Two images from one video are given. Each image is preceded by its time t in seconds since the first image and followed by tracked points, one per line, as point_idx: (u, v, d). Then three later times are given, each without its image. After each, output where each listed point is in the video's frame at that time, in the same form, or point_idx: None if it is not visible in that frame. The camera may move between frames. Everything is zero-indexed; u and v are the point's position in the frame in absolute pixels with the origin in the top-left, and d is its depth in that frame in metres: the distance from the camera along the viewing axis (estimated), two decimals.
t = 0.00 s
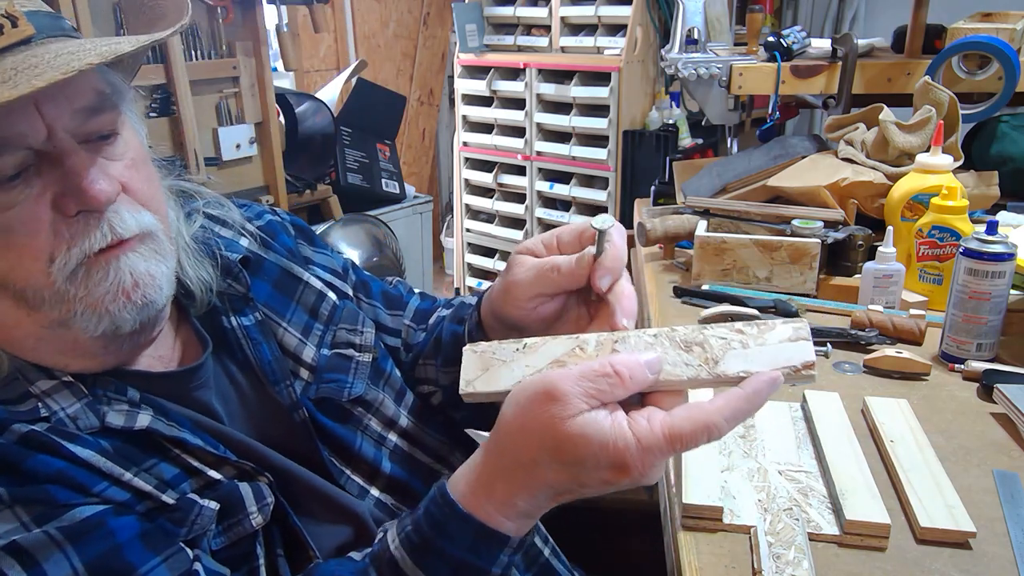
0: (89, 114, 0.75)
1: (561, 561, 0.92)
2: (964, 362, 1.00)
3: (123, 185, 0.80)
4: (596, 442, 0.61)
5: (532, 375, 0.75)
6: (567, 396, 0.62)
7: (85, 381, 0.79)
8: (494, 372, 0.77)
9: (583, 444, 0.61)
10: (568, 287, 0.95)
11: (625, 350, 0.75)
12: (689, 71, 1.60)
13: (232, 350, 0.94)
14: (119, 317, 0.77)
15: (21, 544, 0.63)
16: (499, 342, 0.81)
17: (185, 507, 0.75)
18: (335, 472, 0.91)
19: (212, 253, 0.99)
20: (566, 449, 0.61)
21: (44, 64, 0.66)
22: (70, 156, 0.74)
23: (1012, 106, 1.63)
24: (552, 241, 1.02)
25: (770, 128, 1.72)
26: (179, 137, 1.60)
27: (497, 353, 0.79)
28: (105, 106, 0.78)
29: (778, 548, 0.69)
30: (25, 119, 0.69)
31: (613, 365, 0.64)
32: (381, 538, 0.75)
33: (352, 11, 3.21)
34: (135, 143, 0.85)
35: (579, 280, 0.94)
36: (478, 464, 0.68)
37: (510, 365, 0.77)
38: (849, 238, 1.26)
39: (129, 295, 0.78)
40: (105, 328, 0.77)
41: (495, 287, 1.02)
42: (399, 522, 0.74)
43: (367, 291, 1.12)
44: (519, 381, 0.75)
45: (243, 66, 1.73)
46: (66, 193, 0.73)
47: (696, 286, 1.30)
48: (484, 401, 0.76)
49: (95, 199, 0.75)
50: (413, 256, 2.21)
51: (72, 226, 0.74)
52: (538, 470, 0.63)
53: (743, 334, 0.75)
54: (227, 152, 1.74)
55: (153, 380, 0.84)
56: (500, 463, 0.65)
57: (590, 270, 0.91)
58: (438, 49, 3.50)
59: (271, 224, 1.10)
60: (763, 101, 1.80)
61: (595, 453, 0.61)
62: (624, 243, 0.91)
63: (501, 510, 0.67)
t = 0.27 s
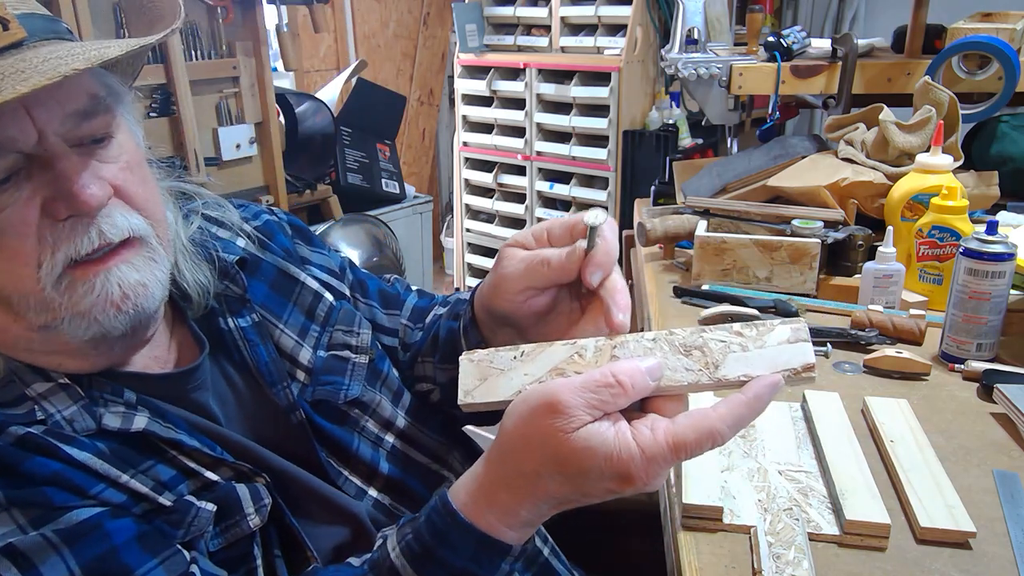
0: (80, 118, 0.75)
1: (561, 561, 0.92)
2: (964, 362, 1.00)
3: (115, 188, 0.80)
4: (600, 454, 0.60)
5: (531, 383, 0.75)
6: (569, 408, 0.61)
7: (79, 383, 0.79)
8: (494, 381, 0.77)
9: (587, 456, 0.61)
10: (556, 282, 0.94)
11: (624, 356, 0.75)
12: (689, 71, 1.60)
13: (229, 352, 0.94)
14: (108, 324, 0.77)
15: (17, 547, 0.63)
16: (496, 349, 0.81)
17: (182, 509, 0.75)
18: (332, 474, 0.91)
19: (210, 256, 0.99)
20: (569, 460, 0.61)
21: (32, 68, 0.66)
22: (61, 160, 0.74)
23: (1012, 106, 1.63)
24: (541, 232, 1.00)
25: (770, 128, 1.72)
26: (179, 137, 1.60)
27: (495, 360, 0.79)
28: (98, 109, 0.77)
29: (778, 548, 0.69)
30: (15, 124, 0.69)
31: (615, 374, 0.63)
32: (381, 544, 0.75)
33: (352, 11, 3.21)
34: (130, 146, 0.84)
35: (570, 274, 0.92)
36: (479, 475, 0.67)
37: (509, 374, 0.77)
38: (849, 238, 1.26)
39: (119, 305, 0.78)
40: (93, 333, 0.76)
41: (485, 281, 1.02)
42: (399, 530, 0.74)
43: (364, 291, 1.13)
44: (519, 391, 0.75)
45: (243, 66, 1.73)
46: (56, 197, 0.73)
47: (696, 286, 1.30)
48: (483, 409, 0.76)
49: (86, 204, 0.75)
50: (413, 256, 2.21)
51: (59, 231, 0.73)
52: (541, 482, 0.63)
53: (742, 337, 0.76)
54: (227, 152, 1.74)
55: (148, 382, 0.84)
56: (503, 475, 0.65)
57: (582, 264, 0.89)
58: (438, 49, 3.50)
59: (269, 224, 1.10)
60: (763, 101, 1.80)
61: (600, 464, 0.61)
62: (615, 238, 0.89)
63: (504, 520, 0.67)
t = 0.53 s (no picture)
0: (78, 119, 0.75)
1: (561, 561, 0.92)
2: (964, 362, 1.00)
3: (113, 189, 0.80)
4: (601, 456, 0.60)
5: (533, 386, 0.76)
6: (571, 409, 0.61)
7: (81, 383, 0.79)
8: (497, 382, 0.78)
9: (588, 459, 0.61)
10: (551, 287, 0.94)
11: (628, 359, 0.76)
12: (689, 71, 1.60)
13: (230, 353, 0.94)
14: (107, 326, 0.77)
15: (18, 547, 0.63)
16: (500, 351, 0.81)
17: (183, 509, 0.75)
18: (332, 474, 0.91)
19: (211, 257, 0.99)
20: (570, 463, 0.61)
21: (27, 68, 0.66)
22: (58, 160, 0.74)
23: (1012, 106, 1.63)
24: (542, 236, 1.00)
25: (770, 128, 1.72)
26: (179, 137, 1.60)
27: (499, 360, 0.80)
28: (96, 109, 0.78)
29: (778, 548, 0.69)
30: (12, 124, 0.69)
31: (617, 376, 0.64)
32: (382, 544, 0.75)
33: (352, 11, 3.21)
34: (130, 147, 0.84)
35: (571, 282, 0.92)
36: (482, 476, 0.67)
37: (512, 375, 0.78)
38: (849, 238, 1.26)
39: (118, 306, 0.77)
40: (92, 334, 0.76)
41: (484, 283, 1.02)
42: (399, 530, 0.74)
43: (364, 292, 1.13)
44: (521, 392, 0.75)
45: (243, 66, 1.73)
46: (54, 197, 0.73)
47: (696, 286, 1.30)
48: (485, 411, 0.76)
49: (83, 205, 0.75)
50: (413, 256, 2.21)
51: (58, 232, 0.73)
52: (543, 483, 0.63)
53: (746, 341, 0.75)
54: (227, 152, 1.74)
55: (149, 383, 0.84)
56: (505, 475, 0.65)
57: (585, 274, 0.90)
58: (438, 49, 3.50)
59: (269, 224, 1.10)
60: (763, 101, 1.80)
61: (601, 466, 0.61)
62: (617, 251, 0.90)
63: (505, 519, 0.67)
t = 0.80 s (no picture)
0: (80, 120, 0.75)
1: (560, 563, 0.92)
2: (964, 362, 1.00)
3: (116, 189, 0.80)
4: (587, 476, 0.60)
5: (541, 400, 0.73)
6: (562, 424, 0.61)
7: (81, 386, 0.79)
8: (506, 395, 0.75)
9: (573, 479, 0.60)
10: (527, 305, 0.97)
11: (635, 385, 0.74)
12: (689, 71, 1.60)
13: (234, 352, 0.94)
14: (112, 321, 0.77)
15: (13, 555, 0.63)
16: (513, 366, 0.81)
17: (180, 517, 0.75)
18: (334, 475, 0.91)
19: (214, 258, 0.99)
20: (557, 479, 0.61)
21: (31, 72, 0.66)
22: (62, 163, 0.73)
23: (1012, 106, 1.63)
24: (523, 255, 0.98)
25: (770, 128, 1.72)
26: (179, 138, 1.60)
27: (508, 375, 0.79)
28: (97, 110, 0.77)
29: (778, 548, 0.69)
30: (14, 127, 0.69)
31: (616, 397, 0.62)
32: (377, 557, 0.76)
33: (352, 11, 3.21)
34: (130, 147, 0.84)
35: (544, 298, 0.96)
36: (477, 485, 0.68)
37: (521, 390, 0.76)
38: (849, 238, 1.26)
39: (122, 300, 0.78)
40: (97, 331, 0.76)
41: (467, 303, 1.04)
42: (396, 543, 0.75)
43: (370, 292, 1.12)
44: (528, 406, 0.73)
45: (243, 66, 1.73)
46: (57, 199, 0.73)
47: (696, 286, 1.30)
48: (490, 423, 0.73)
49: (87, 206, 0.75)
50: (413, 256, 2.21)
51: (62, 233, 0.74)
52: (531, 499, 0.63)
53: (760, 378, 0.73)
54: (227, 152, 1.74)
55: (150, 385, 0.84)
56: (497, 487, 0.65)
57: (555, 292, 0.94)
58: (438, 49, 3.50)
59: (273, 224, 1.09)
60: (763, 101, 1.80)
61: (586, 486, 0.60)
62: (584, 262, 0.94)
63: (496, 532, 0.66)
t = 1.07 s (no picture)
0: (86, 126, 0.74)
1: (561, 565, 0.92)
2: (964, 362, 1.00)
3: (118, 200, 0.80)
4: (611, 503, 0.61)
5: (567, 416, 0.75)
6: (589, 452, 0.62)
7: (83, 385, 0.78)
8: (534, 408, 0.78)
9: (598, 504, 0.61)
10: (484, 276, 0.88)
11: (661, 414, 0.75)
12: (689, 71, 1.60)
13: (229, 354, 0.93)
14: (115, 339, 0.76)
15: (17, 551, 0.63)
16: (545, 380, 0.82)
17: (182, 514, 0.76)
18: (329, 474, 0.92)
19: (209, 257, 0.97)
20: (581, 502, 0.61)
21: (37, 83, 0.65)
22: (67, 170, 0.73)
23: (1012, 106, 1.63)
24: (467, 215, 0.89)
25: (770, 128, 1.72)
26: (179, 138, 1.60)
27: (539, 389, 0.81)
28: (104, 116, 0.76)
29: (778, 548, 0.69)
30: (19, 133, 0.68)
31: (644, 432, 0.62)
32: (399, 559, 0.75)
33: (352, 11, 3.21)
34: (136, 154, 0.84)
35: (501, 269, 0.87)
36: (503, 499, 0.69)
37: (548, 405, 0.78)
38: (849, 238, 1.26)
39: (127, 321, 0.77)
40: (100, 346, 0.76)
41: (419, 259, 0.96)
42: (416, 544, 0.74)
43: (354, 280, 1.09)
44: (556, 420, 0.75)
45: (243, 66, 1.73)
46: (61, 207, 0.73)
47: (696, 286, 1.31)
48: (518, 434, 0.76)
49: (89, 214, 0.74)
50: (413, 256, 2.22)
51: (65, 240, 0.73)
52: (556, 519, 0.64)
53: (785, 416, 0.73)
54: (227, 152, 1.74)
55: (149, 384, 0.84)
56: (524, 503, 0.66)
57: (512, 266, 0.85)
58: (438, 49, 3.50)
59: (263, 220, 1.06)
60: (763, 101, 1.80)
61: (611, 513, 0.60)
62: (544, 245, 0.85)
63: (517, 544, 0.66)
